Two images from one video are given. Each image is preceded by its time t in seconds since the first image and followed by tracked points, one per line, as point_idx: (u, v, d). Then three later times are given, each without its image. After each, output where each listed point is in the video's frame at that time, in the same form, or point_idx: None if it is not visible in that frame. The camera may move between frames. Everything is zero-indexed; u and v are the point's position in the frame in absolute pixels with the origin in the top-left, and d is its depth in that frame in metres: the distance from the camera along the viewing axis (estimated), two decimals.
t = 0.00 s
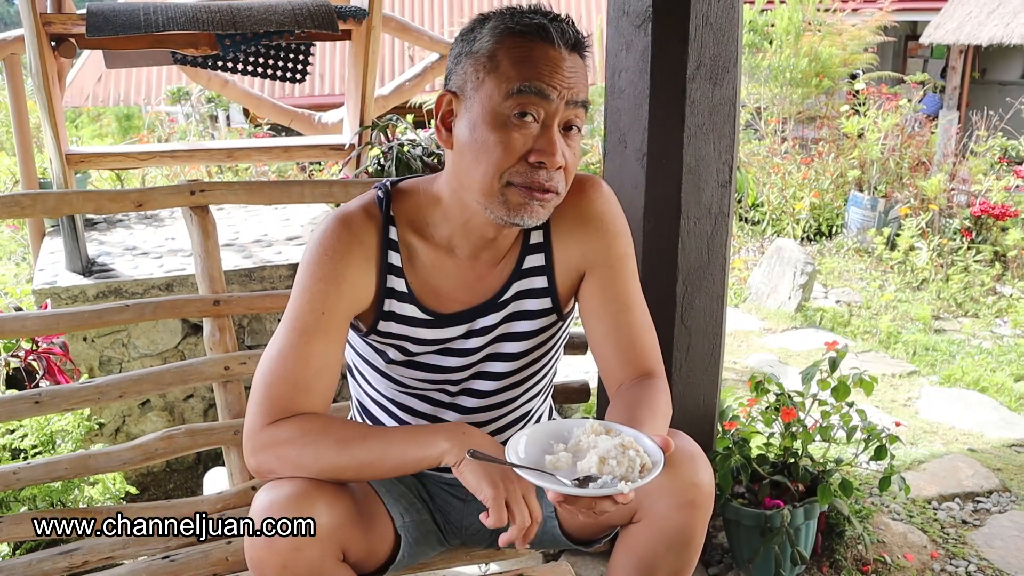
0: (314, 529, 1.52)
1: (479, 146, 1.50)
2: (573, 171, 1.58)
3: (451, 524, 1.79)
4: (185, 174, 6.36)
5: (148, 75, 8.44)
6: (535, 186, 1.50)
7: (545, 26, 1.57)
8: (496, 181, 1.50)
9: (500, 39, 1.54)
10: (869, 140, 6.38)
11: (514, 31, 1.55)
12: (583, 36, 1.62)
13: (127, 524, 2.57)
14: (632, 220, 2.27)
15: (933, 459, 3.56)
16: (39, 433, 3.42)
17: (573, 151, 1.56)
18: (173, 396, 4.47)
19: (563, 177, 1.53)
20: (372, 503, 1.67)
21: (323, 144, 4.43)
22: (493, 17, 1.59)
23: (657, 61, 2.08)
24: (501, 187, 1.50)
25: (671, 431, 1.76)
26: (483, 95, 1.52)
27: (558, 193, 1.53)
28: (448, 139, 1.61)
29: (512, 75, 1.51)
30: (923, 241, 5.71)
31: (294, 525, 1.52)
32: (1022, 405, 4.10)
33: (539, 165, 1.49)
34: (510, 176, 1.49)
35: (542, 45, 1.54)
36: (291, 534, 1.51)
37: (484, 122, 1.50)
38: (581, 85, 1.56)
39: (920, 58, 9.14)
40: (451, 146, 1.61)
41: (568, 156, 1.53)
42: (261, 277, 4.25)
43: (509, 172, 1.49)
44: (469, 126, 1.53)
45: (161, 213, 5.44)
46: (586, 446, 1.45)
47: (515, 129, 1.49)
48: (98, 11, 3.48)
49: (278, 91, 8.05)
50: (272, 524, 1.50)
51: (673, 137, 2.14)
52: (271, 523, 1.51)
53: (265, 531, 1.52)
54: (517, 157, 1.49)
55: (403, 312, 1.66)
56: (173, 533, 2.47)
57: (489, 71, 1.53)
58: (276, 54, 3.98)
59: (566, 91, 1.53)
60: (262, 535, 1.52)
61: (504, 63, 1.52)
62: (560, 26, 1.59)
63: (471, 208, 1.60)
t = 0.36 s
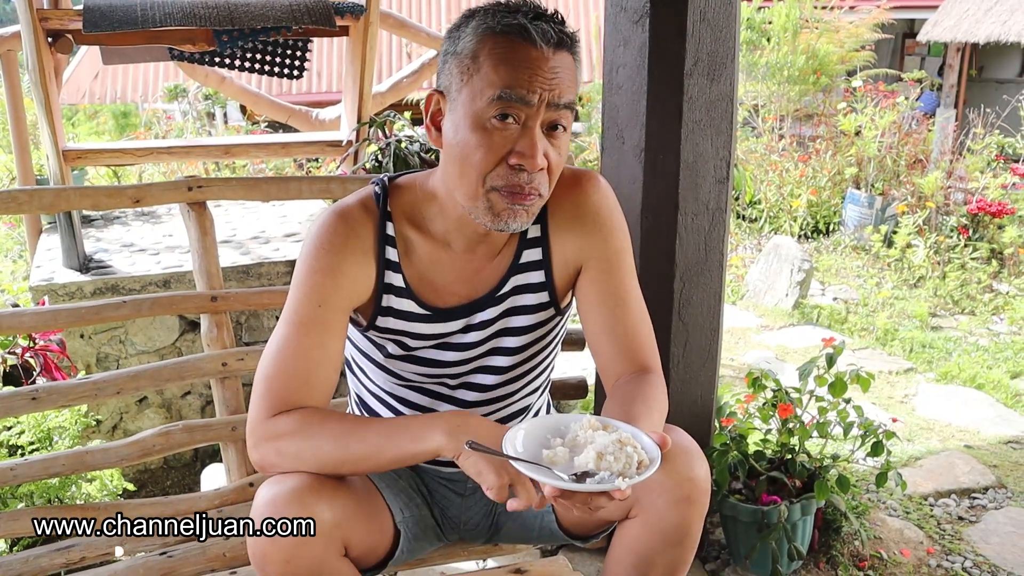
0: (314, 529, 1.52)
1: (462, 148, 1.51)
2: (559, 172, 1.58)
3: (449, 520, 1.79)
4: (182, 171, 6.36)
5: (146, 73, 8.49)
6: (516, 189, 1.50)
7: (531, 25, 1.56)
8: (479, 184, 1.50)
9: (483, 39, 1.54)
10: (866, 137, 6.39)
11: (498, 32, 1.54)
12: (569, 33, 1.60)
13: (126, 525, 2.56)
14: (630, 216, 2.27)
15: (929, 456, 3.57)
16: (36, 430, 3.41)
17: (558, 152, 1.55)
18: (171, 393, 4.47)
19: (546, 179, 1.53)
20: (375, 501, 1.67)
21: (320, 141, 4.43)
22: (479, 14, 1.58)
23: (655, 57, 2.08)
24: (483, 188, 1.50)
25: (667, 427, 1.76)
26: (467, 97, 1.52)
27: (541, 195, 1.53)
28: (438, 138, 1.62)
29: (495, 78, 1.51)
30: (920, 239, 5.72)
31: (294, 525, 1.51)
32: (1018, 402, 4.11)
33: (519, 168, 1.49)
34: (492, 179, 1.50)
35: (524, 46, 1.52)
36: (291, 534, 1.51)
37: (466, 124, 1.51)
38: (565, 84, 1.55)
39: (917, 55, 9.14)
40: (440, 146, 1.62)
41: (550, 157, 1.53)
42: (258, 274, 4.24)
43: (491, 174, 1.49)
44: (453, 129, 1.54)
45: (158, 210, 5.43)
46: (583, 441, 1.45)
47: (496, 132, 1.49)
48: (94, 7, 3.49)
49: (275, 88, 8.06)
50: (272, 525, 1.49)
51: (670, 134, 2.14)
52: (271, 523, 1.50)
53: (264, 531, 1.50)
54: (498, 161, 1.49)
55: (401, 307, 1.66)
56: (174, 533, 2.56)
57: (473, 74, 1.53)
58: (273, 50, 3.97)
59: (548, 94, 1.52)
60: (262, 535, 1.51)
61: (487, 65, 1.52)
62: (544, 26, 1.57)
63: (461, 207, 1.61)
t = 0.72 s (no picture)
0: (314, 529, 1.52)
1: (437, 161, 1.52)
2: (539, 179, 1.57)
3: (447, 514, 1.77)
4: (181, 166, 6.36)
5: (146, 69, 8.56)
6: (491, 203, 1.52)
7: (500, 36, 1.51)
8: (454, 196, 1.52)
9: (452, 51, 1.50)
10: (865, 133, 6.40)
11: (466, 43, 1.50)
12: (544, 36, 1.55)
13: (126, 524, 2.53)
14: (628, 211, 2.26)
15: (928, 450, 3.57)
16: (35, 425, 3.41)
17: (535, 162, 1.53)
18: (169, 388, 4.47)
19: (523, 189, 1.53)
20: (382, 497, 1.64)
21: (319, 137, 4.43)
22: (450, 23, 1.54)
23: (654, 52, 2.08)
24: (458, 201, 1.52)
25: (667, 420, 1.77)
26: (439, 111, 1.51)
27: (518, 205, 1.54)
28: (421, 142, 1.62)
29: (463, 94, 1.48)
30: (919, 235, 5.72)
31: (294, 525, 1.51)
32: (1017, 397, 4.11)
33: (491, 184, 1.49)
34: (465, 193, 1.51)
35: (492, 60, 1.48)
36: (292, 534, 1.51)
37: (439, 139, 1.51)
38: (538, 95, 1.50)
39: (917, 51, 9.12)
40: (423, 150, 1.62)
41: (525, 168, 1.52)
42: (256, 270, 4.24)
43: (463, 189, 1.51)
44: (430, 140, 1.54)
45: (157, 205, 5.43)
46: (587, 442, 1.44)
47: (467, 148, 1.48)
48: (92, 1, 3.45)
49: (274, 84, 8.07)
50: (273, 525, 1.50)
51: (669, 128, 2.14)
52: (271, 523, 1.51)
53: (265, 531, 1.52)
54: (470, 176, 1.50)
55: (396, 300, 1.67)
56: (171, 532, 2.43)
57: (444, 86, 1.51)
58: (271, 45, 3.97)
59: (516, 109, 1.48)
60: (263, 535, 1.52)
61: (456, 80, 1.49)
62: (514, 34, 1.52)
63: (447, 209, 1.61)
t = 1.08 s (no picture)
0: (314, 529, 1.49)
1: (421, 160, 1.54)
2: (526, 175, 1.57)
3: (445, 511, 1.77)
4: (178, 163, 6.36)
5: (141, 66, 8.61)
6: (476, 200, 1.53)
7: (472, 35, 1.51)
8: (439, 194, 1.54)
9: (430, 52, 1.51)
10: (862, 131, 6.42)
11: (442, 44, 1.51)
12: (520, 33, 1.54)
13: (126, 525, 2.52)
14: (626, 207, 2.27)
15: (924, 447, 3.58)
16: (33, 421, 3.41)
17: (519, 159, 1.53)
18: (167, 385, 4.47)
19: (507, 185, 1.53)
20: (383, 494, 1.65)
21: (317, 133, 4.43)
22: (428, 24, 1.55)
23: (651, 48, 2.09)
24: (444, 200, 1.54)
25: (664, 416, 1.77)
26: (421, 111, 1.53)
27: (505, 201, 1.55)
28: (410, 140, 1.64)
29: (440, 95, 1.49)
30: (916, 232, 5.73)
31: (294, 525, 1.48)
32: (1013, 394, 4.13)
33: (473, 182, 1.51)
34: (450, 192, 1.53)
35: (467, 60, 1.48)
36: (291, 534, 1.48)
37: (421, 142, 1.53)
38: (515, 90, 1.50)
39: (914, 49, 9.14)
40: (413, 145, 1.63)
41: (508, 165, 1.52)
42: (254, 266, 4.23)
43: (448, 188, 1.52)
44: (415, 138, 1.56)
45: (154, 202, 5.43)
46: (573, 441, 1.44)
47: (448, 148, 1.49)
48: None
49: (270, 81, 8.07)
50: (274, 525, 1.48)
51: (666, 125, 2.15)
52: (273, 524, 1.49)
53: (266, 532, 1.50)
54: (452, 174, 1.51)
55: (393, 294, 1.67)
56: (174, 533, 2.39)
57: (424, 87, 1.52)
58: (269, 42, 3.96)
59: (492, 109, 1.48)
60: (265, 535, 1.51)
61: (434, 81, 1.49)
62: (487, 33, 1.51)
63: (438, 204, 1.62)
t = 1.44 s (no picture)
0: (314, 529, 1.51)
1: (418, 152, 1.54)
2: (523, 169, 1.57)
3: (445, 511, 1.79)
4: (176, 161, 6.35)
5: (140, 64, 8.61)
6: (472, 193, 1.53)
7: (470, 25, 1.52)
8: (436, 187, 1.54)
9: (428, 45, 1.52)
10: (860, 129, 6.42)
11: (440, 36, 1.51)
12: (519, 26, 1.55)
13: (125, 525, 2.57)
14: (625, 206, 2.27)
15: (922, 445, 3.59)
16: (31, 420, 3.40)
17: (516, 152, 1.53)
18: (165, 384, 4.47)
19: (503, 179, 1.53)
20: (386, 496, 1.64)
21: (315, 132, 4.42)
22: (427, 17, 1.56)
23: (650, 47, 2.09)
24: (441, 191, 1.54)
25: (662, 415, 1.77)
26: (419, 104, 1.53)
27: (502, 195, 1.54)
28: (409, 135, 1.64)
29: (438, 86, 1.49)
30: (914, 231, 5.73)
31: (294, 525, 1.50)
32: (1011, 392, 4.13)
33: (470, 174, 1.50)
34: (447, 183, 1.52)
35: (465, 52, 1.49)
36: (291, 534, 1.50)
37: (419, 133, 1.53)
38: (512, 83, 1.50)
39: (912, 48, 9.15)
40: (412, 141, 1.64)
41: (505, 158, 1.52)
42: (252, 265, 4.23)
43: (444, 180, 1.52)
44: (413, 131, 1.56)
45: (152, 200, 5.42)
46: (559, 446, 1.44)
47: (445, 140, 1.49)
48: None
49: (269, 79, 8.07)
50: (273, 525, 1.50)
51: (665, 124, 2.15)
52: (272, 523, 1.50)
53: (266, 531, 1.51)
54: (448, 166, 1.51)
55: (392, 292, 1.67)
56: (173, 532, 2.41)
57: (422, 80, 1.52)
58: (268, 40, 3.96)
59: (489, 100, 1.48)
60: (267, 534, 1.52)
61: (432, 73, 1.50)
62: (486, 25, 1.52)
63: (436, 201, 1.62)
